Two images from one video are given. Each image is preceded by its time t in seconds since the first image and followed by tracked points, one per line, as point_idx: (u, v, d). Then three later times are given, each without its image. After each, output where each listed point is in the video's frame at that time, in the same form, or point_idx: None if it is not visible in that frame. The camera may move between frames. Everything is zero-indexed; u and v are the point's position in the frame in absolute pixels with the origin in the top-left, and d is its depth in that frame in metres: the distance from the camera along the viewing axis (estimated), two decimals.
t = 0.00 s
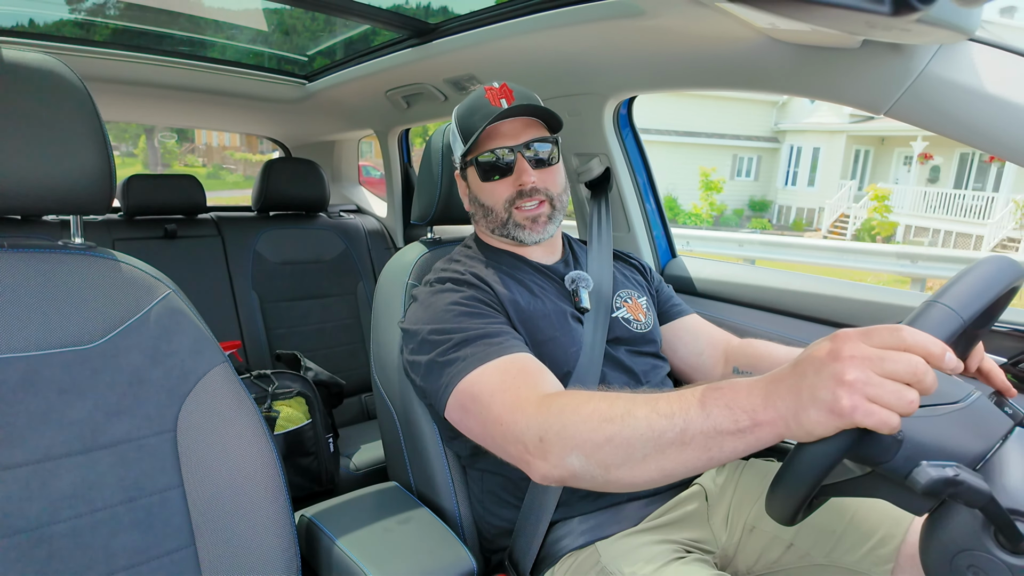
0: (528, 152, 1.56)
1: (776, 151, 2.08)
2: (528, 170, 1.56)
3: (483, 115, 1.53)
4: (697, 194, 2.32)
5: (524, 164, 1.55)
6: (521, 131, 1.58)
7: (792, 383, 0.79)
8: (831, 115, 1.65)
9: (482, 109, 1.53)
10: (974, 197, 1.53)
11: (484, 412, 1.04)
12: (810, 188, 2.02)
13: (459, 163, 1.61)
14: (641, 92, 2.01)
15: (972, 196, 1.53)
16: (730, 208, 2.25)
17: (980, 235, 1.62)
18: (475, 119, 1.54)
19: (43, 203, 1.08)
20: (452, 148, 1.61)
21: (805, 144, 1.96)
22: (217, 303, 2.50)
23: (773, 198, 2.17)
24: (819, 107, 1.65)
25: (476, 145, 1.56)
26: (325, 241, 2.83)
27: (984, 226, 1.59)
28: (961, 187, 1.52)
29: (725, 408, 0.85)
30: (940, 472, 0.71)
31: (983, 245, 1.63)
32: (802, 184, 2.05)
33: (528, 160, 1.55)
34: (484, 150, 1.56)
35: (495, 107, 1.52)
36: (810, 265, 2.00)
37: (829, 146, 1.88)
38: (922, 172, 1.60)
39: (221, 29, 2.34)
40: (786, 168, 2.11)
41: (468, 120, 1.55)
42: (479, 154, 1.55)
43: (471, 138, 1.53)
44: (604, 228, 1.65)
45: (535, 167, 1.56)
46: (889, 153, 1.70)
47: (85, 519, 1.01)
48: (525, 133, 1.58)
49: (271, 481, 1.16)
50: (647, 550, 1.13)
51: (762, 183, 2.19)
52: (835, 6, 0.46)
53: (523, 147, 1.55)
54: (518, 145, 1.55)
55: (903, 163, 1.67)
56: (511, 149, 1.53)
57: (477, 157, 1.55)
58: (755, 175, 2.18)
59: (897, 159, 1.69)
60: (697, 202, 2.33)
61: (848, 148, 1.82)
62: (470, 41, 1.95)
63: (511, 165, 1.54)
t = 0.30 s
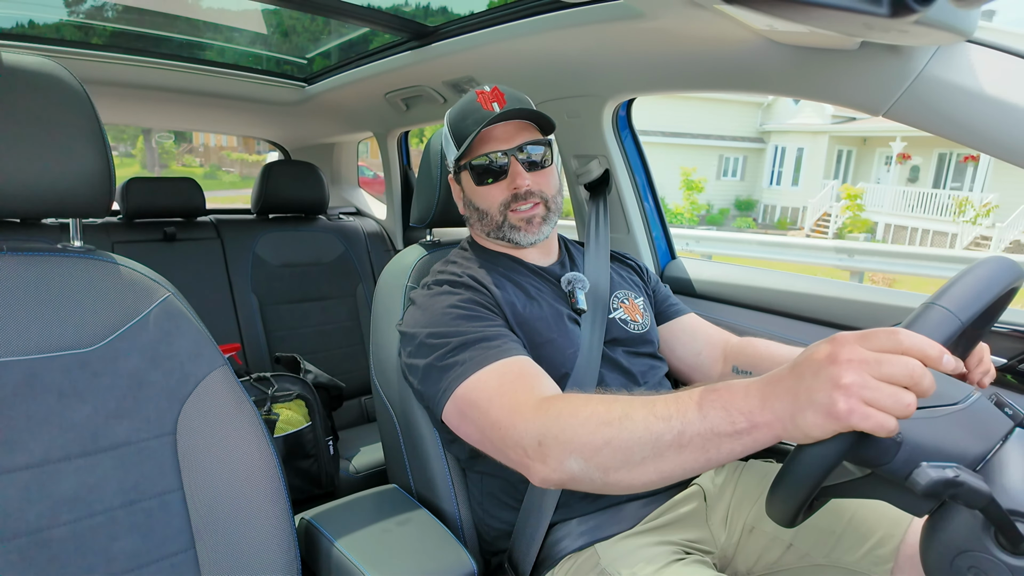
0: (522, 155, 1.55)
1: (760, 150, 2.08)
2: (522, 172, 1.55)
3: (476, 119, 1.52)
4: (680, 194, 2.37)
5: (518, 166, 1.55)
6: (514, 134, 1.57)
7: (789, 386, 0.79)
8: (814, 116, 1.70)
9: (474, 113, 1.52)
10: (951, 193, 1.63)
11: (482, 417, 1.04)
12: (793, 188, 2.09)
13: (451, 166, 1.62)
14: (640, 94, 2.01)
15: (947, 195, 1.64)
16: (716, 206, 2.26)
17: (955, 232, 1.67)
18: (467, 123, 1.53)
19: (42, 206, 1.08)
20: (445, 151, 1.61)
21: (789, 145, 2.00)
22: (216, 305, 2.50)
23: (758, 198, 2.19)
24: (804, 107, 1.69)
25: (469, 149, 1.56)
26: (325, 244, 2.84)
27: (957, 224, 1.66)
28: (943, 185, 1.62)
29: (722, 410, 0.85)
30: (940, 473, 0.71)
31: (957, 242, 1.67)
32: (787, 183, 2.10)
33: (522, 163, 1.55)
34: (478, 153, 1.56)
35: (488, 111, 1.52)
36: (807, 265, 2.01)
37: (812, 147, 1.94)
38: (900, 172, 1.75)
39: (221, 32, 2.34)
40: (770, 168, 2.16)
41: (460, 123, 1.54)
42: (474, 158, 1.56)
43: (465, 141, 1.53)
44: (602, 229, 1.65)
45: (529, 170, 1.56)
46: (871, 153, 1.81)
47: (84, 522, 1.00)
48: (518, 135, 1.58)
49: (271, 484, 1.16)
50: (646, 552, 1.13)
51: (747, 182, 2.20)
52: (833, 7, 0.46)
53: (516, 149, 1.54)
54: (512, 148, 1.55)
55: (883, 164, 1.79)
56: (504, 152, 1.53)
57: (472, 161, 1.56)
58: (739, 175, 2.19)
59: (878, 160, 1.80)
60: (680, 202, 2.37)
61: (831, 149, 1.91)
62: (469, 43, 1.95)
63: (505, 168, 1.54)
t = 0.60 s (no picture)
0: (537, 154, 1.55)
1: (745, 151, 2.13)
2: (538, 171, 1.55)
3: (492, 116, 1.52)
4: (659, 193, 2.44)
5: (534, 165, 1.55)
6: (530, 132, 1.57)
7: (785, 390, 0.79)
8: (794, 116, 1.82)
9: (489, 110, 1.52)
10: (927, 193, 1.68)
11: (480, 422, 1.04)
12: (775, 188, 2.10)
13: (460, 162, 1.60)
14: (640, 96, 2.01)
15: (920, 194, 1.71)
16: (701, 206, 2.28)
17: (925, 231, 1.73)
18: (482, 119, 1.53)
19: (42, 209, 1.08)
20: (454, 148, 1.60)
21: (771, 145, 2.05)
22: (216, 308, 2.50)
23: (741, 198, 2.20)
24: (785, 109, 1.79)
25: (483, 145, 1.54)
26: (324, 246, 2.84)
27: (929, 223, 1.71)
28: (915, 186, 1.70)
29: (720, 414, 0.85)
30: (940, 475, 0.71)
31: (928, 240, 1.73)
32: (769, 183, 2.11)
33: (537, 162, 1.55)
34: (492, 149, 1.54)
35: (505, 109, 1.52)
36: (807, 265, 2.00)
37: (793, 147, 2.00)
38: (879, 171, 1.77)
39: (220, 34, 2.34)
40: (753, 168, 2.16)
41: (475, 119, 1.53)
42: (488, 154, 1.54)
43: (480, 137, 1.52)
44: (602, 231, 1.65)
45: (544, 169, 1.56)
46: (851, 154, 1.84)
47: (83, 526, 1.00)
48: (534, 134, 1.58)
49: (271, 486, 1.16)
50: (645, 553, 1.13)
51: (731, 183, 2.22)
52: (831, 9, 0.46)
53: (534, 147, 1.54)
54: (528, 146, 1.55)
55: (865, 162, 1.81)
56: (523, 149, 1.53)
57: (486, 155, 1.53)
58: (724, 175, 2.23)
59: (860, 160, 1.83)
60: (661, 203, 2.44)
61: (811, 149, 1.96)
62: (469, 45, 1.95)
63: (521, 166, 1.54)
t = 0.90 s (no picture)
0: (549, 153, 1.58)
1: (724, 152, 2.12)
2: (549, 170, 1.57)
3: (504, 114, 1.54)
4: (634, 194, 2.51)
5: (545, 163, 1.57)
6: (542, 131, 1.60)
7: (786, 391, 0.79)
8: (771, 118, 1.84)
9: (500, 108, 1.54)
10: (895, 195, 1.72)
11: (480, 417, 1.03)
12: (753, 188, 2.11)
13: (467, 158, 1.60)
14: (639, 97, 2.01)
15: (898, 193, 1.71)
16: (682, 205, 2.34)
17: (892, 228, 1.78)
18: (495, 116, 1.54)
19: (41, 211, 1.08)
20: (462, 142, 1.60)
21: (749, 146, 2.02)
22: (215, 310, 2.50)
23: (721, 198, 2.21)
24: (761, 112, 1.84)
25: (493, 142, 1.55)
26: (323, 248, 2.84)
27: (895, 220, 1.76)
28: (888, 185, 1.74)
29: (720, 415, 0.85)
30: (940, 475, 0.71)
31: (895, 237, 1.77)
32: (748, 183, 2.12)
33: (549, 160, 1.57)
34: (503, 146, 1.55)
35: (517, 107, 1.55)
36: (805, 265, 2.00)
37: (772, 148, 1.98)
38: (852, 171, 1.80)
39: (219, 36, 2.34)
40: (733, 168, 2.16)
41: (486, 116, 1.55)
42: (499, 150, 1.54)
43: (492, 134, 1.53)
44: (601, 232, 1.64)
45: (554, 169, 1.59)
46: (826, 154, 1.85)
47: (84, 528, 1.00)
48: (545, 134, 1.61)
49: (270, 487, 1.16)
50: (645, 554, 1.13)
51: (712, 183, 2.23)
52: (830, 10, 0.47)
53: (548, 146, 1.57)
54: (541, 145, 1.57)
55: (840, 161, 1.82)
56: (536, 147, 1.54)
57: (498, 151, 1.54)
58: (705, 175, 2.24)
59: (835, 159, 1.84)
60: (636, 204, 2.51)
61: (788, 150, 1.95)
62: (468, 47, 1.95)
63: (532, 164, 1.55)
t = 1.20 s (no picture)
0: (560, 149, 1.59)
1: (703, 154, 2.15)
2: (559, 166, 1.59)
3: (513, 109, 1.55)
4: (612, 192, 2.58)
5: (555, 159, 1.58)
6: (550, 127, 1.61)
7: (785, 390, 0.79)
8: (748, 120, 1.90)
9: (509, 103, 1.55)
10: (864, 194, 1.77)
11: (480, 416, 1.04)
12: (730, 187, 2.09)
13: (474, 154, 1.60)
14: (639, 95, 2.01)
15: (867, 192, 1.76)
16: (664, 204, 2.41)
17: (858, 227, 1.81)
18: (504, 111, 1.55)
19: (42, 206, 1.08)
20: (468, 137, 1.60)
21: (726, 147, 2.04)
22: (214, 306, 2.49)
23: (700, 197, 2.22)
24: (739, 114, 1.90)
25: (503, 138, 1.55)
26: (322, 244, 2.84)
27: (860, 218, 1.80)
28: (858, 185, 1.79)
29: (720, 415, 0.85)
30: (937, 473, 0.71)
31: (859, 236, 1.82)
32: (724, 183, 2.11)
33: (559, 156, 1.58)
34: (513, 141, 1.56)
35: (524, 104, 1.57)
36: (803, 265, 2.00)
37: (747, 148, 2.00)
38: (824, 170, 1.84)
39: (218, 32, 2.33)
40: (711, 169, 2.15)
41: (495, 111, 1.55)
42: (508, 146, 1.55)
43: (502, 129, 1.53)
44: (601, 229, 1.65)
45: (563, 164, 1.60)
46: (801, 155, 1.90)
47: (82, 523, 1.00)
48: (553, 130, 1.62)
49: (269, 484, 1.16)
50: (645, 550, 1.14)
51: (691, 183, 2.24)
52: (830, 8, 0.47)
53: (558, 141, 1.58)
54: (551, 140, 1.58)
55: (811, 160, 1.87)
56: (546, 142, 1.55)
57: (507, 147, 1.54)
58: (684, 175, 2.25)
59: (808, 158, 1.87)
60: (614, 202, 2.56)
61: (764, 151, 1.98)
62: (468, 43, 1.95)
63: (542, 159, 1.56)
